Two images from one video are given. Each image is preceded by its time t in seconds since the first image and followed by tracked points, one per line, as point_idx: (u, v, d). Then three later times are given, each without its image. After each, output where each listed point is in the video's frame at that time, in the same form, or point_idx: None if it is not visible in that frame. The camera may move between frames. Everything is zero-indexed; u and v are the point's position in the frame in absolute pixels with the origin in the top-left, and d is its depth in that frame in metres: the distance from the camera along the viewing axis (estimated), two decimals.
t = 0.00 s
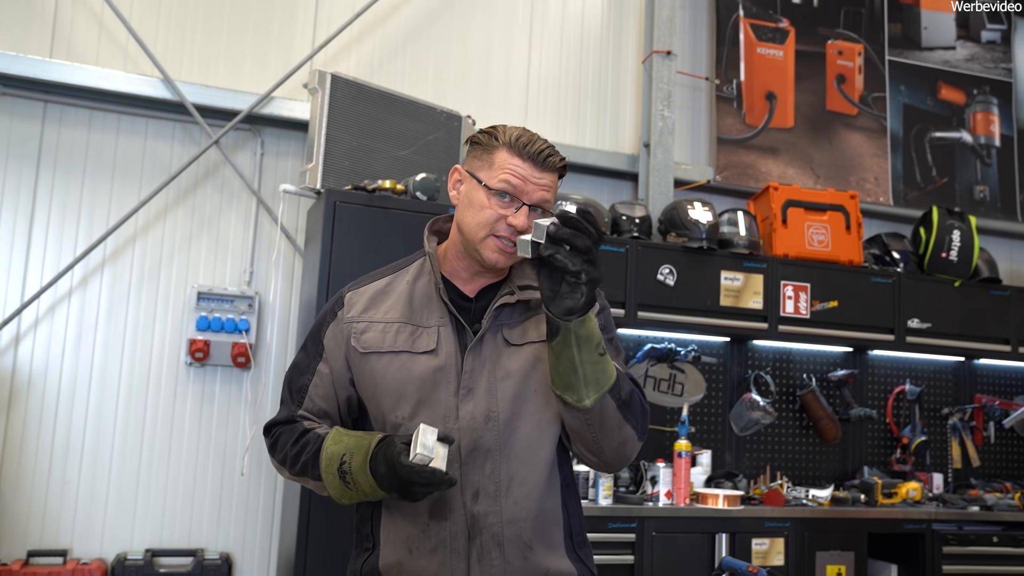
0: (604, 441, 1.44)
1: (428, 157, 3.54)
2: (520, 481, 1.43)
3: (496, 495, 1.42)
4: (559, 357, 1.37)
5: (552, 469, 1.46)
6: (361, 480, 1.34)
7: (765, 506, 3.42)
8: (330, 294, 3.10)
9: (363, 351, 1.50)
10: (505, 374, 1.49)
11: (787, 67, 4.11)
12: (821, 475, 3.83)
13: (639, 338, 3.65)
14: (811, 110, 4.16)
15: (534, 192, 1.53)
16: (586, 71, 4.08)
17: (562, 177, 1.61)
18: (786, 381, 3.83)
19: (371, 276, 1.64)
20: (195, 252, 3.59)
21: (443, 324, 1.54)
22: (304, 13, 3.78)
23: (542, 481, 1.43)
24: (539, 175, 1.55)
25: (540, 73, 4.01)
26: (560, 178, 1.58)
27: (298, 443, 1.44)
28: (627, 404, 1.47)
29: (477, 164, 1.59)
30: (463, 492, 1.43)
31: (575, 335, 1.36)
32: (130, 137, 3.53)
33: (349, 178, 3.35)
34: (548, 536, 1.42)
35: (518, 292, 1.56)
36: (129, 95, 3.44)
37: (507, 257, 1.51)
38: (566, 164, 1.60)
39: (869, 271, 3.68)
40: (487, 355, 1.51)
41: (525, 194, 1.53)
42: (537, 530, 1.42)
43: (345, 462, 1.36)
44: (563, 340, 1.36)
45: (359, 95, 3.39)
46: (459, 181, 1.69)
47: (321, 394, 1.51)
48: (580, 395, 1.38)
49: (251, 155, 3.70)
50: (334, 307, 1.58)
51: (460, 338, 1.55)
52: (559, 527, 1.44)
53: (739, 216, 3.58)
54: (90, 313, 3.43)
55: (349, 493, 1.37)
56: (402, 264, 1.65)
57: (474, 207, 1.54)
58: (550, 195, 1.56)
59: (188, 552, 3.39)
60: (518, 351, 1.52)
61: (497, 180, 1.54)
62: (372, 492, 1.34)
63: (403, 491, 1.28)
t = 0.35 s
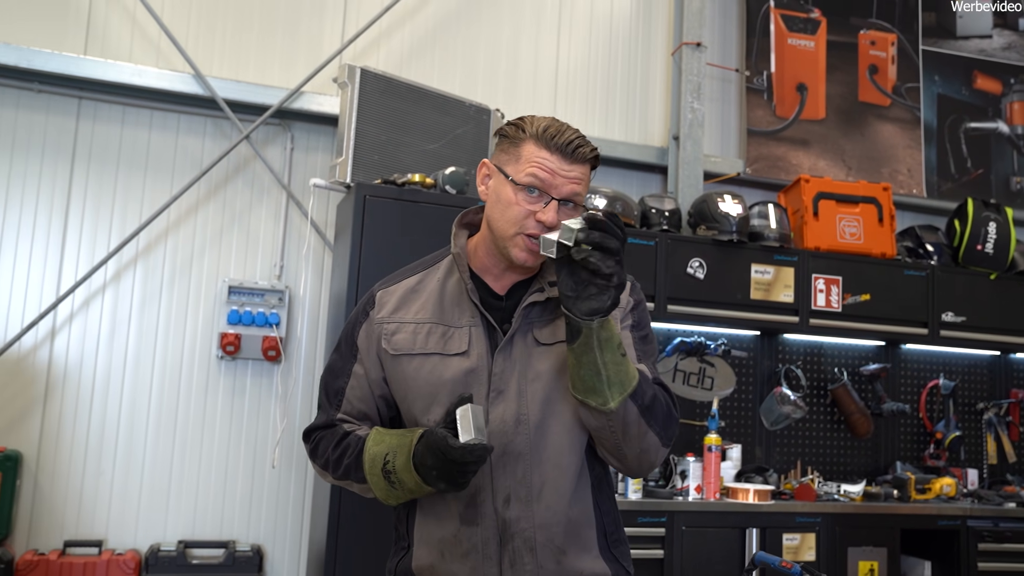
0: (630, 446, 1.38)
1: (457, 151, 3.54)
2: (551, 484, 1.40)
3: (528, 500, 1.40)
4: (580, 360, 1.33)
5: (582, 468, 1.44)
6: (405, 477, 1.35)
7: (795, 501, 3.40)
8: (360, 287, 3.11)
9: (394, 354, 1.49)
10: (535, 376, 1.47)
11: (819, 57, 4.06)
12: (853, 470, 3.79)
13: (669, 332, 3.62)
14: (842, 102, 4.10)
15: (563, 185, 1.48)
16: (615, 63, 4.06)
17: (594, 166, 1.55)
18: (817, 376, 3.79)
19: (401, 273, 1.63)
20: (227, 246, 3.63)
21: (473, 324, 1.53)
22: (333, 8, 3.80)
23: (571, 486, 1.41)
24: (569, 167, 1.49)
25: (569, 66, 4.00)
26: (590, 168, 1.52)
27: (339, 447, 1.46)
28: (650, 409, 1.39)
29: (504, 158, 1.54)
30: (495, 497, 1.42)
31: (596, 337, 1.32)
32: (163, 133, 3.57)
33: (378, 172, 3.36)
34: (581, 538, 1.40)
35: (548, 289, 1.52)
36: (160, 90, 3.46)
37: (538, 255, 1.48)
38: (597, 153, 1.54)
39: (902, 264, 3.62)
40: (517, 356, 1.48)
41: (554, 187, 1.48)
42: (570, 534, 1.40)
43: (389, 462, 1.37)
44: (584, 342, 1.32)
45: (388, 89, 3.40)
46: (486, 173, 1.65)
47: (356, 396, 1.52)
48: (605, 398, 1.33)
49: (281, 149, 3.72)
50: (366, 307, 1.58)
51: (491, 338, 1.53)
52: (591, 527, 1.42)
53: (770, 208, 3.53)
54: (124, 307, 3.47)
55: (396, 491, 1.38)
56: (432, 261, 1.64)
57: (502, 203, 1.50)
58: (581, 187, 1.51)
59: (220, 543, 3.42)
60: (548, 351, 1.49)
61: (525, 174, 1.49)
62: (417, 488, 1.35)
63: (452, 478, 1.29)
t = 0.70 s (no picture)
0: (676, 466, 1.38)
1: (452, 148, 3.53)
2: (586, 495, 1.41)
3: (561, 510, 1.41)
4: (631, 377, 1.32)
5: (619, 484, 1.44)
6: (440, 476, 1.37)
7: (789, 497, 3.41)
8: (356, 283, 3.11)
9: (437, 347, 1.50)
10: (578, 383, 1.47)
11: (814, 55, 4.07)
12: (848, 466, 3.81)
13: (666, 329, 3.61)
14: (837, 100, 4.12)
15: (616, 180, 1.47)
16: (610, 60, 4.06)
17: (648, 160, 1.53)
18: (812, 372, 3.80)
19: (451, 263, 1.63)
20: (221, 244, 3.61)
21: (521, 323, 1.52)
22: (328, 5, 3.78)
23: (607, 499, 1.41)
24: (621, 161, 1.48)
25: (564, 63, 3.99)
26: (643, 161, 1.50)
27: (376, 437, 1.48)
28: (695, 427, 1.39)
29: (555, 155, 1.54)
30: (528, 505, 1.42)
31: (651, 353, 1.32)
32: (157, 129, 3.55)
33: (373, 169, 3.35)
34: (613, 552, 1.41)
35: (599, 295, 1.52)
36: (155, 87, 3.43)
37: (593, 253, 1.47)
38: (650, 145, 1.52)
39: (896, 261, 3.64)
40: (562, 359, 1.48)
41: (607, 183, 1.47)
42: (600, 548, 1.40)
43: (425, 460, 1.39)
44: (638, 359, 1.32)
45: (384, 86, 3.39)
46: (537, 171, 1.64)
47: (396, 387, 1.54)
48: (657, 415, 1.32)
49: (276, 147, 3.71)
50: (412, 296, 1.59)
51: (537, 341, 1.52)
52: (624, 542, 1.42)
53: (765, 206, 3.56)
54: (118, 304, 3.46)
55: (430, 489, 1.41)
56: (483, 254, 1.64)
57: (554, 201, 1.49)
58: (635, 181, 1.49)
59: (214, 541, 3.41)
60: (593, 359, 1.49)
61: (576, 171, 1.48)
62: (452, 488, 1.38)
63: (489, 484, 1.31)
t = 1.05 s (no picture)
0: (732, 464, 1.31)
1: (426, 145, 3.53)
2: (614, 498, 1.37)
3: (586, 512, 1.37)
4: (685, 362, 1.27)
5: (653, 490, 1.39)
6: (470, 465, 1.35)
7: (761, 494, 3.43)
8: (330, 279, 3.10)
9: (473, 335, 1.48)
10: (617, 384, 1.43)
11: (787, 56, 4.10)
12: (818, 464, 3.85)
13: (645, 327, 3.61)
14: (811, 100, 4.15)
15: (658, 165, 1.42)
16: (585, 59, 4.08)
17: (692, 142, 1.48)
18: (784, 370, 3.83)
19: (496, 249, 1.62)
20: (193, 240, 3.59)
21: (561, 318, 1.49)
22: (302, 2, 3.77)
23: (637, 504, 1.37)
24: (662, 145, 1.43)
25: (540, 62, 4.00)
26: (687, 144, 1.45)
27: (406, 422, 1.48)
28: (750, 423, 1.33)
29: (596, 145, 1.51)
30: (551, 505, 1.38)
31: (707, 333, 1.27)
32: (129, 124, 3.53)
33: (347, 166, 3.34)
34: (639, 561, 1.36)
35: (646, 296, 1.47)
36: (127, 81, 3.40)
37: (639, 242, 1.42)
38: (693, 126, 1.47)
39: (867, 260, 3.68)
40: (601, 359, 1.45)
41: (649, 168, 1.43)
42: (625, 554, 1.35)
43: (455, 447, 1.37)
44: (693, 341, 1.26)
45: (358, 82, 3.38)
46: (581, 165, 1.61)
47: (431, 372, 1.53)
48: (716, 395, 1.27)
49: (250, 143, 3.69)
50: (452, 280, 1.58)
51: (577, 338, 1.49)
52: (652, 550, 1.37)
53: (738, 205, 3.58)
54: (88, 300, 3.43)
55: (458, 478, 1.39)
56: (530, 242, 1.63)
57: (596, 191, 1.46)
58: (679, 165, 1.44)
59: (186, 539, 3.40)
60: (634, 361, 1.45)
61: (617, 158, 1.45)
62: (481, 479, 1.35)
63: (517, 476, 1.27)
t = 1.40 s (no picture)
0: (728, 482, 1.30)
1: (416, 143, 3.53)
2: (625, 504, 1.36)
3: (596, 519, 1.37)
4: (683, 379, 1.26)
5: (663, 497, 1.39)
6: (484, 466, 1.35)
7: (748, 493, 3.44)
8: (318, 277, 3.09)
9: (490, 334, 1.48)
10: (633, 391, 1.42)
11: (775, 55, 4.11)
12: (806, 462, 3.86)
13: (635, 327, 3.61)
14: (799, 100, 4.17)
15: (683, 163, 1.42)
16: (575, 57, 4.09)
17: (717, 139, 1.47)
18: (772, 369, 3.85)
19: (516, 245, 1.62)
20: (181, 238, 3.58)
21: (579, 319, 1.48)
22: None
23: (647, 512, 1.36)
24: (687, 142, 1.43)
25: (529, 60, 4.01)
26: (712, 141, 1.45)
27: (422, 419, 1.49)
28: (752, 443, 1.30)
29: (618, 143, 1.51)
30: (561, 510, 1.38)
31: (704, 352, 1.26)
32: (116, 120, 3.51)
33: (336, 164, 3.34)
34: (648, 569, 1.36)
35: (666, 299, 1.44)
36: (115, 78, 3.38)
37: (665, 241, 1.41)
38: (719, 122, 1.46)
39: (855, 259, 3.70)
40: (618, 362, 1.44)
41: (674, 166, 1.42)
42: (633, 563, 1.35)
43: (469, 447, 1.37)
44: (691, 358, 1.25)
45: (347, 80, 3.37)
46: (602, 163, 1.61)
47: (447, 368, 1.54)
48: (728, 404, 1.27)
49: (239, 140, 3.68)
50: (472, 275, 1.58)
51: (595, 341, 1.47)
52: (661, 557, 1.37)
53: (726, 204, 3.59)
54: (75, 297, 3.41)
55: (471, 478, 1.38)
56: (550, 239, 1.63)
57: (620, 191, 1.46)
58: (705, 162, 1.43)
59: (173, 537, 3.39)
60: (652, 366, 1.44)
61: (640, 156, 1.44)
62: (493, 480, 1.35)
63: (530, 480, 1.26)
